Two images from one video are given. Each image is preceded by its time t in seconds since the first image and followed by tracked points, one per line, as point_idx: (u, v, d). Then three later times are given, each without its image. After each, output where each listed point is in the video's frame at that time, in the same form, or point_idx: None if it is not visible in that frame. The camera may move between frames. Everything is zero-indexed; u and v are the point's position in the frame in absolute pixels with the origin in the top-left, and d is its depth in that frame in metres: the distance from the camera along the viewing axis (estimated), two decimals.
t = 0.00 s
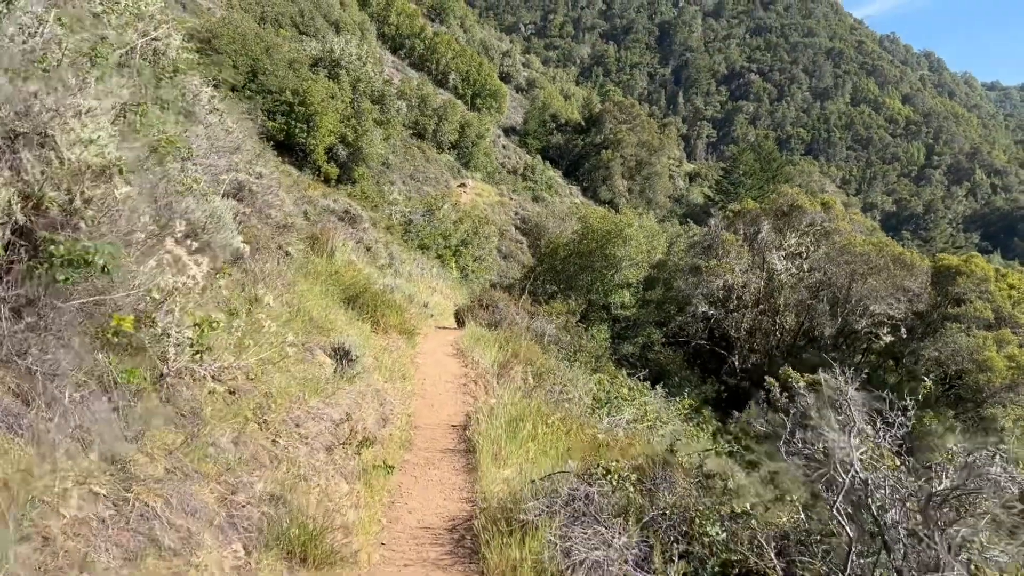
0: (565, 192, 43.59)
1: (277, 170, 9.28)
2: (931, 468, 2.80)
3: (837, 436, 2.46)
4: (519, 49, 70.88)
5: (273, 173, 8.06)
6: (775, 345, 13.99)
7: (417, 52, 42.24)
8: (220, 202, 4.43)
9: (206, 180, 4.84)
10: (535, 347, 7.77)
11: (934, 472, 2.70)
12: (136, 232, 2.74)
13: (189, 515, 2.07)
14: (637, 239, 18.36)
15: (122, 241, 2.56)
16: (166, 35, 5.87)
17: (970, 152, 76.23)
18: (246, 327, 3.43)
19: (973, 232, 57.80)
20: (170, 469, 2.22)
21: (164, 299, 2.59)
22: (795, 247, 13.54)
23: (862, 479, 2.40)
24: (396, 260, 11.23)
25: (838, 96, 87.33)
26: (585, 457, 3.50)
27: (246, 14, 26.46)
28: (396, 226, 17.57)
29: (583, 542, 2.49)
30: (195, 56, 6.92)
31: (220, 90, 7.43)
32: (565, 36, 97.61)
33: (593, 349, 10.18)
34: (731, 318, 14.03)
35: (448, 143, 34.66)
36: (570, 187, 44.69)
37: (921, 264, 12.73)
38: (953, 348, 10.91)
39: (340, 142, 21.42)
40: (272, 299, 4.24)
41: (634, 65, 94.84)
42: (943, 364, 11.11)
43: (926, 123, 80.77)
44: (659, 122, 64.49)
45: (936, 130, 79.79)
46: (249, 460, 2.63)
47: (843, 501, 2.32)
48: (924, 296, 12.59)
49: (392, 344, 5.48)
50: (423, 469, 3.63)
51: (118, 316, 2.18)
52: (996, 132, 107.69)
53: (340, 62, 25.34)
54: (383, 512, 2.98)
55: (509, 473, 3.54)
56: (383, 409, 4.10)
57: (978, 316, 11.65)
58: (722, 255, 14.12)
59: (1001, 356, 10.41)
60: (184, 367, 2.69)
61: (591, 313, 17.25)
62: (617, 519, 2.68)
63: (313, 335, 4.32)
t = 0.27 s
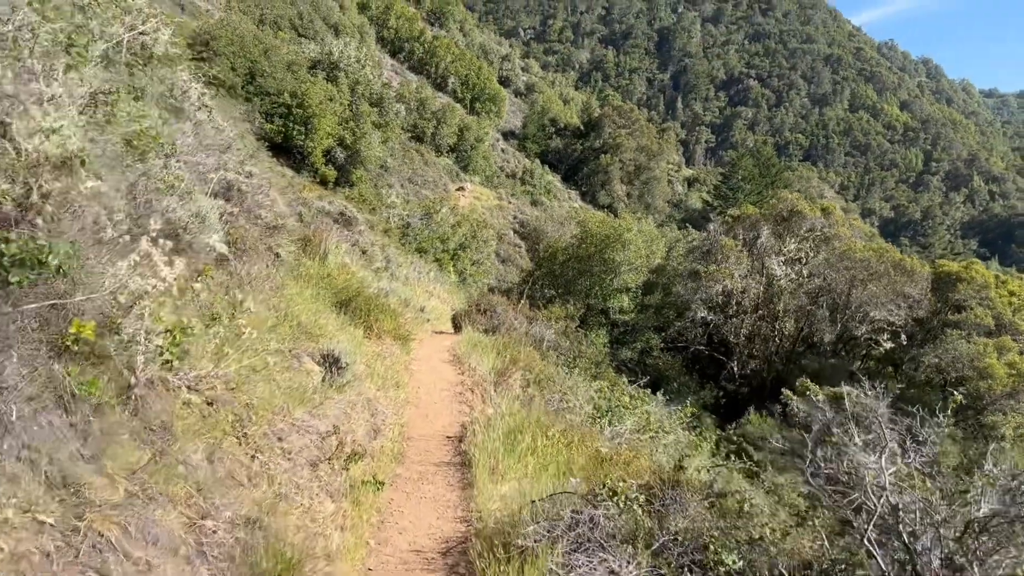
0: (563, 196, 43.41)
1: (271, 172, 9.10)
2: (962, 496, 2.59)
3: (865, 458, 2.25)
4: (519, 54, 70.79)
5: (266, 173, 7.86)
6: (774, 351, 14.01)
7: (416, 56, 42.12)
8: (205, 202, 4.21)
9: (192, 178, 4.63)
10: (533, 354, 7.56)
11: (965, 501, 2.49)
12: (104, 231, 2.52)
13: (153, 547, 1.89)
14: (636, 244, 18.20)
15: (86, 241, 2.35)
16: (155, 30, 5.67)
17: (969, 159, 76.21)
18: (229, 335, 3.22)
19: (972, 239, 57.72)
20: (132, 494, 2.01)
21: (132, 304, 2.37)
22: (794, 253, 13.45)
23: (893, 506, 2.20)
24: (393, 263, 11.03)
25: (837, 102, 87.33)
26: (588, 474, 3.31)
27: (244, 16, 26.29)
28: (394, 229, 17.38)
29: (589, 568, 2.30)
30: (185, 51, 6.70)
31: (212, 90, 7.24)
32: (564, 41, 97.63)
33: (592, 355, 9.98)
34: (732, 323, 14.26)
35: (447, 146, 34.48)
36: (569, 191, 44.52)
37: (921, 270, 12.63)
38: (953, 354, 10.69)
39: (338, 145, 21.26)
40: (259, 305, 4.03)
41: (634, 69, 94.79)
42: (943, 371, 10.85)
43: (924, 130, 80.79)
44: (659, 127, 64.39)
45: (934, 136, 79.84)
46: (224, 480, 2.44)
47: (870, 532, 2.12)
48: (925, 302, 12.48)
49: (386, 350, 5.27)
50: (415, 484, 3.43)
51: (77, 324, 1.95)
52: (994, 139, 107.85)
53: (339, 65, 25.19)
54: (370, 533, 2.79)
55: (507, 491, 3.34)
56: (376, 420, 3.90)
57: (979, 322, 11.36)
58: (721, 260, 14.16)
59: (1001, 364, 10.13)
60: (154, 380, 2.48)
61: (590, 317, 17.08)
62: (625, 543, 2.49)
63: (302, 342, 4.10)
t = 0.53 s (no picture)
0: (562, 203, 43.27)
1: (266, 180, 8.91)
2: (1013, 558, 2.49)
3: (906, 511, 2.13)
4: (518, 60, 70.71)
5: (260, 180, 7.69)
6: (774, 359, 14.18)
7: (415, 62, 42.00)
8: (194, 212, 4.02)
9: (178, 187, 4.45)
10: (534, 367, 7.36)
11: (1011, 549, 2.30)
12: (78, 249, 2.36)
13: None
14: (635, 252, 18.18)
15: (54, 259, 2.17)
16: (144, 33, 5.49)
17: (966, 167, 76.31)
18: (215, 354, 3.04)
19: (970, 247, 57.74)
20: (97, 542, 1.82)
21: (104, 327, 2.18)
22: (795, 261, 13.93)
23: (939, 547, 2.08)
24: (390, 271, 10.85)
25: (835, 110, 87.43)
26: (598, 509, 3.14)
27: (243, 22, 26.16)
28: (392, 236, 17.19)
29: None
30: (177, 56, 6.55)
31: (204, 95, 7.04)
32: (563, 48, 97.46)
33: (593, 366, 9.80)
34: (731, 331, 14.44)
35: (446, 153, 34.34)
36: (568, 198, 44.39)
37: (923, 279, 13.08)
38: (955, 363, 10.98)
39: (336, 151, 21.09)
40: (247, 322, 3.83)
41: (632, 77, 94.76)
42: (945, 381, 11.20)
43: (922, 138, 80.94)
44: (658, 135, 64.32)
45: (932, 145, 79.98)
46: (204, 519, 2.26)
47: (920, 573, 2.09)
48: (927, 311, 12.82)
49: (383, 366, 5.06)
50: (413, 512, 3.24)
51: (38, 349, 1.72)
52: (992, 147, 107.98)
53: (338, 71, 25.07)
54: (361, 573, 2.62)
55: (510, 523, 3.17)
56: (371, 443, 3.70)
57: (981, 331, 11.78)
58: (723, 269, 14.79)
59: (1004, 373, 10.55)
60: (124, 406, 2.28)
61: (589, 324, 16.89)
62: None
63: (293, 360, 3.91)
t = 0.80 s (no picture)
0: (562, 209, 43.09)
1: (261, 185, 8.74)
2: None
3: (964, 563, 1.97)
4: (517, 67, 70.57)
5: (255, 184, 7.51)
6: (774, 366, 15.61)
7: (415, 68, 41.86)
8: (181, 217, 3.83)
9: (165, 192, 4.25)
10: (536, 377, 7.17)
11: None
12: (43, 257, 2.19)
13: None
14: (636, 258, 17.97)
15: (15, 268, 2.00)
16: (132, 33, 5.30)
17: (966, 173, 76.32)
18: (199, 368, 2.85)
19: (970, 253, 57.70)
20: None
21: (71, 341, 2.02)
22: (795, 270, 14.95)
23: None
24: (388, 278, 10.65)
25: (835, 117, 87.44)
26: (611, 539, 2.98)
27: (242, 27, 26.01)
28: (391, 242, 16.98)
29: None
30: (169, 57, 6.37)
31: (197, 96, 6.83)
32: (563, 55, 97.26)
33: (595, 375, 9.60)
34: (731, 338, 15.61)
35: (445, 159, 34.19)
36: (568, 204, 44.22)
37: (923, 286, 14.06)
38: (958, 371, 11.97)
39: (335, 156, 20.92)
40: (236, 333, 3.64)
41: (632, 83, 94.64)
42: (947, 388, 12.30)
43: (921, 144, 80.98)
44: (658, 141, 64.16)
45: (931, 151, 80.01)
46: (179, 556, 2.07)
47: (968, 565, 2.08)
48: (928, 318, 13.81)
49: (380, 378, 4.86)
50: (413, 535, 3.05)
51: None
52: (991, 154, 107.90)
53: (337, 77, 24.93)
54: None
55: (516, 550, 2.99)
56: (366, 460, 3.50)
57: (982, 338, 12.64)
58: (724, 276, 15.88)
59: (1007, 380, 11.33)
60: (101, 429, 2.12)
61: (589, 332, 16.69)
62: None
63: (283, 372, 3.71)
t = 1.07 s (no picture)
0: (563, 216, 42.90)
1: (256, 191, 8.54)
2: None
3: None
4: (517, 74, 70.46)
5: (249, 191, 7.30)
6: (777, 373, 15.32)
7: (415, 75, 41.76)
8: (164, 224, 3.62)
9: (147, 198, 4.04)
10: (538, 389, 6.94)
11: None
12: None
13: None
14: (638, 265, 17.71)
15: None
16: (117, 35, 5.08)
17: (967, 179, 76.27)
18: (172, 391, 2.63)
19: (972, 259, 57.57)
20: None
21: (12, 364, 1.81)
22: (798, 277, 14.93)
23: None
24: (387, 286, 10.45)
25: (836, 124, 87.43)
26: None
27: (242, 35, 25.94)
28: (390, 249, 16.76)
29: None
30: (159, 59, 6.16)
31: (181, 97, 6.45)
32: (563, 62, 97.12)
33: (599, 385, 9.37)
34: (734, 346, 15.53)
35: (446, 166, 34.01)
36: (568, 211, 44.02)
37: (928, 295, 14.73)
38: (964, 379, 12.79)
39: (335, 163, 20.73)
40: (219, 347, 3.42)
41: (632, 90, 94.56)
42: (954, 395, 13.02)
43: (922, 151, 81.08)
44: (659, 147, 64.03)
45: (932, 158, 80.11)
46: None
47: (999, 571, 2.54)
48: (932, 326, 14.48)
49: (375, 393, 4.64)
50: (407, 568, 2.83)
51: None
52: (993, 160, 107.76)
53: (337, 84, 24.75)
54: None
55: None
56: (358, 483, 3.27)
57: (987, 346, 13.36)
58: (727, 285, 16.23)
59: (1012, 390, 12.03)
60: (64, 467, 1.93)
61: (591, 340, 16.82)
62: None
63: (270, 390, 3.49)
